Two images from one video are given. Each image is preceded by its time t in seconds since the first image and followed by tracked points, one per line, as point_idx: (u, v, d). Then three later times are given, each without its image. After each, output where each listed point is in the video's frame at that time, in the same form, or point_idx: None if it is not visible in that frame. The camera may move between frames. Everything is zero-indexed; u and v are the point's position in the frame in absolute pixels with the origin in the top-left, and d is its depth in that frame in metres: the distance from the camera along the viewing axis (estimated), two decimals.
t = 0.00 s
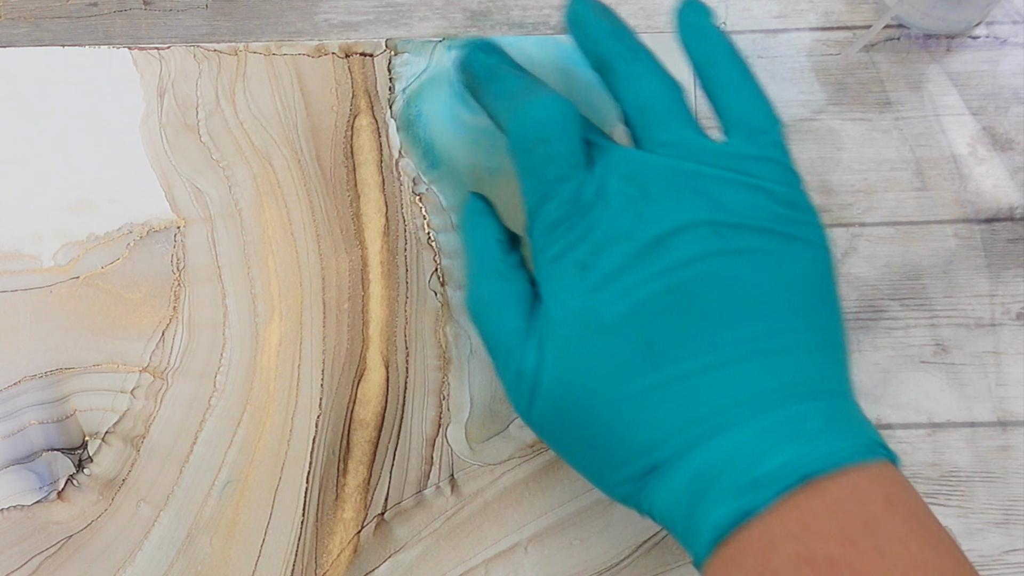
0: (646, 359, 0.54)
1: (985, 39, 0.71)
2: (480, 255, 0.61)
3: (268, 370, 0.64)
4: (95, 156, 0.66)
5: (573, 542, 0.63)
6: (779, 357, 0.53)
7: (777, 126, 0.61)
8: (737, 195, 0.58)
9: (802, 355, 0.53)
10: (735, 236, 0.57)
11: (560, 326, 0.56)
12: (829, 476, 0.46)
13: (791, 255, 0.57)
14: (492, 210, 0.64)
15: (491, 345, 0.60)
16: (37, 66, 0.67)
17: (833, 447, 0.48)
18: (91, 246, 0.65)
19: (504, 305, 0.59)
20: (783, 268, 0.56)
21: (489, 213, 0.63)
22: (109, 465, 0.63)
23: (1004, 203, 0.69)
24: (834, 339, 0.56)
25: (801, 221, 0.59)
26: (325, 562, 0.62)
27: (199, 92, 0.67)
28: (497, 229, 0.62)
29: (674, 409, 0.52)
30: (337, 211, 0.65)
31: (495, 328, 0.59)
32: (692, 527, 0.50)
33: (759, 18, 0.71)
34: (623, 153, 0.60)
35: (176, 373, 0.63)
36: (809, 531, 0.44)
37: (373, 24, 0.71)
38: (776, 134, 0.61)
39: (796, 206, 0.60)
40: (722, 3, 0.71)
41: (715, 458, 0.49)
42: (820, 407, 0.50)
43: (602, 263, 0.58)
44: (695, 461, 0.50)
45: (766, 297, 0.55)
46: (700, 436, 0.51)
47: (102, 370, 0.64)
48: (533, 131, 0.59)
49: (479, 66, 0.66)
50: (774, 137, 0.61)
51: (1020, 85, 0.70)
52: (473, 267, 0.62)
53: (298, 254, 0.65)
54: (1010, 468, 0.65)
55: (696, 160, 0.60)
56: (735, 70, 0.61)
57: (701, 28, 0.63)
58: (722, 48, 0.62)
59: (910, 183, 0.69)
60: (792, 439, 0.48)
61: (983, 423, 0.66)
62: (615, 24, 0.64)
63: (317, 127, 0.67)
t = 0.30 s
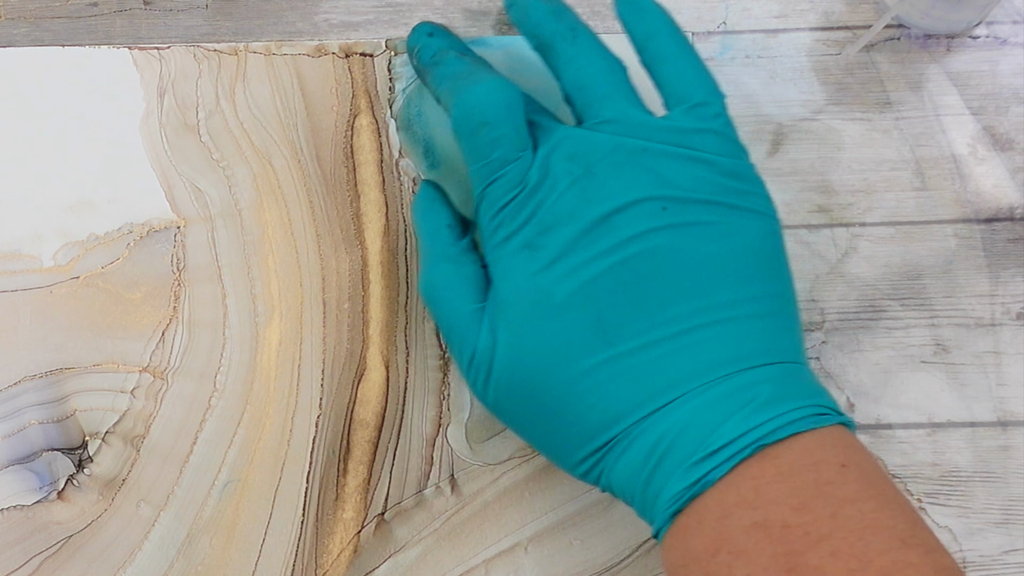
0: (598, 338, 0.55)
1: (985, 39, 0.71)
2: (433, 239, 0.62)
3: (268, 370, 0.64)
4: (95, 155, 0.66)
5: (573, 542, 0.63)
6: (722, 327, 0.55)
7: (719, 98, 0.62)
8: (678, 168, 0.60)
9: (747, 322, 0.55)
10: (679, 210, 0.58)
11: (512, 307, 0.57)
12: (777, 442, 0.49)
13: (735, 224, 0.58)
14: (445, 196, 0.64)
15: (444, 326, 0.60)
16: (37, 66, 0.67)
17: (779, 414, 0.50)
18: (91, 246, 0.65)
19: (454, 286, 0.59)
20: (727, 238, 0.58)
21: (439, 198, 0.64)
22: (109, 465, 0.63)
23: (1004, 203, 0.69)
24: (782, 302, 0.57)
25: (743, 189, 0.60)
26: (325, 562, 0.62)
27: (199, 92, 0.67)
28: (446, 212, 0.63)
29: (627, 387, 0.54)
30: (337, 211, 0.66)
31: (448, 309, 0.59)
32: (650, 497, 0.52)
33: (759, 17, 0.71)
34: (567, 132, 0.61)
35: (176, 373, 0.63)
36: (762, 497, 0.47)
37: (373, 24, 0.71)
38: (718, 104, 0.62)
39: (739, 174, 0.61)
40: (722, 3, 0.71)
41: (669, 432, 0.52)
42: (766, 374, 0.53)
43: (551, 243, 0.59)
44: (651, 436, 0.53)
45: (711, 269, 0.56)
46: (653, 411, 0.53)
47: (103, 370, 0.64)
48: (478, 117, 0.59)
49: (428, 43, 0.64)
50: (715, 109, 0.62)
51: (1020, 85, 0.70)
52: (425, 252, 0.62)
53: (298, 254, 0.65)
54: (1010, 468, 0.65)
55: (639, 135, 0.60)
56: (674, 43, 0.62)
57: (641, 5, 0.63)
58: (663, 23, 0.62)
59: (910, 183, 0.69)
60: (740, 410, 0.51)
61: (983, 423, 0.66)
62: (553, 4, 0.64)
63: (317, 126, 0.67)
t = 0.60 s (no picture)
0: (591, 333, 0.55)
1: (985, 39, 0.71)
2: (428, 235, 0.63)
3: (268, 370, 0.64)
4: (95, 156, 0.66)
5: (573, 542, 0.63)
6: (714, 320, 0.54)
7: (708, 90, 0.62)
8: (668, 161, 0.60)
9: (740, 315, 0.55)
10: (670, 203, 0.58)
11: (504, 303, 0.57)
12: (774, 435, 0.49)
13: (725, 215, 0.59)
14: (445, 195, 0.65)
15: (436, 320, 0.60)
16: (37, 66, 0.67)
17: (773, 406, 0.50)
18: (91, 246, 0.65)
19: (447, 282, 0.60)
20: (717, 230, 0.58)
21: (438, 196, 0.65)
22: (109, 465, 0.63)
23: (1004, 203, 0.69)
24: (774, 293, 0.57)
25: (735, 180, 0.60)
26: (325, 562, 0.62)
27: (199, 92, 0.67)
28: (444, 211, 0.64)
29: (620, 383, 0.54)
30: (337, 211, 0.66)
31: (440, 304, 0.60)
32: (647, 491, 0.52)
33: (759, 17, 0.71)
34: (555, 128, 0.61)
35: (176, 373, 0.63)
36: (760, 492, 0.47)
37: (373, 24, 0.71)
38: (707, 96, 0.62)
39: (729, 166, 0.61)
40: (722, 3, 0.71)
41: (665, 426, 0.52)
42: (760, 366, 0.53)
43: (542, 238, 0.59)
44: (646, 431, 0.53)
45: (702, 261, 0.56)
46: (648, 406, 0.53)
47: (103, 370, 0.64)
48: (464, 112, 0.60)
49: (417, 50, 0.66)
50: (705, 100, 0.61)
51: (1020, 85, 0.70)
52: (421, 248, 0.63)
53: (298, 255, 0.65)
54: (1010, 468, 0.65)
55: (628, 129, 0.60)
56: (661, 35, 0.62)
57: None
58: (649, 16, 0.62)
59: (910, 183, 0.69)
60: (733, 403, 0.51)
61: (983, 423, 0.66)
62: (539, 4, 0.64)
63: (317, 126, 0.67)
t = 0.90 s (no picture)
0: (594, 338, 0.55)
1: (985, 39, 0.71)
2: (436, 236, 0.63)
3: (268, 370, 0.64)
4: (95, 156, 0.66)
5: (574, 542, 0.63)
6: (719, 327, 0.54)
7: (710, 95, 0.62)
8: (671, 166, 0.59)
9: (746, 321, 0.54)
10: (673, 208, 0.58)
11: (507, 307, 0.57)
12: (782, 444, 0.48)
13: (729, 221, 0.58)
14: (455, 194, 0.65)
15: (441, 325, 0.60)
16: (37, 66, 0.67)
17: (781, 414, 0.49)
18: (91, 246, 0.65)
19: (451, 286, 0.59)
20: (721, 236, 0.57)
21: (448, 196, 0.65)
22: (109, 465, 0.63)
23: (1004, 203, 0.69)
24: (779, 301, 0.57)
25: (737, 186, 0.60)
26: (325, 562, 0.62)
27: (199, 92, 0.67)
28: (452, 211, 0.64)
29: (625, 389, 0.54)
30: (337, 212, 0.66)
31: (443, 309, 0.59)
32: (651, 500, 0.51)
33: (759, 17, 0.71)
34: (557, 135, 0.61)
35: (176, 373, 0.63)
36: (766, 503, 0.46)
37: (373, 24, 0.71)
38: (710, 101, 0.62)
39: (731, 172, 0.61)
40: (722, 3, 0.71)
41: (670, 433, 0.51)
42: (767, 372, 0.52)
43: (546, 241, 0.58)
44: (651, 438, 0.52)
45: (707, 266, 0.56)
46: (652, 414, 0.52)
47: (103, 370, 0.64)
48: (467, 117, 0.60)
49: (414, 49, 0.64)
50: (707, 106, 0.62)
51: (1020, 85, 0.70)
52: (428, 250, 0.63)
53: (298, 255, 0.65)
54: (1010, 468, 0.65)
55: (631, 135, 0.60)
56: (662, 42, 0.62)
57: (629, 4, 0.63)
58: (651, 22, 0.62)
59: (910, 183, 0.69)
60: (741, 410, 0.50)
61: (984, 423, 0.66)
62: (540, 9, 0.63)
63: (317, 126, 0.67)
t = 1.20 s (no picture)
0: (593, 338, 0.54)
1: (985, 39, 0.71)
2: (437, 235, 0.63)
3: (268, 370, 0.64)
4: (95, 156, 0.66)
5: (573, 542, 0.63)
6: (720, 331, 0.53)
7: (713, 100, 0.61)
8: (673, 171, 0.59)
9: (746, 326, 0.53)
10: (675, 212, 0.57)
11: (506, 309, 0.56)
12: (781, 447, 0.46)
13: (731, 227, 0.57)
14: (455, 196, 0.65)
15: (441, 323, 0.60)
16: (37, 66, 0.67)
17: (780, 417, 0.48)
18: (91, 246, 0.65)
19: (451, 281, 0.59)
20: (723, 239, 0.56)
21: (449, 197, 0.64)
22: (109, 465, 0.63)
23: (1004, 203, 0.69)
24: (779, 310, 0.56)
25: (739, 192, 0.59)
26: (325, 562, 0.62)
27: (199, 92, 0.67)
28: (454, 212, 0.63)
29: (623, 389, 0.52)
30: (337, 212, 0.66)
31: (443, 307, 0.59)
32: (648, 504, 0.50)
33: (759, 18, 0.71)
34: (560, 137, 0.60)
35: (176, 373, 0.63)
36: (764, 505, 0.44)
37: (373, 25, 0.71)
38: (712, 107, 0.61)
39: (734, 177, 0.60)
40: (722, 3, 0.71)
41: (667, 434, 0.50)
42: (766, 377, 0.51)
43: (546, 244, 0.57)
44: (647, 440, 0.51)
45: (708, 270, 0.55)
46: (650, 416, 0.51)
47: (103, 370, 0.64)
48: (468, 118, 0.58)
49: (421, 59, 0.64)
50: (710, 111, 0.61)
51: (1020, 85, 0.70)
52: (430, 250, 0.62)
53: (298, 255, 0.65)
54: (1010, 468, 0.65)
55: (635, 137, 0.59)
56: (666, 48, 0.61)
57: (631, 10, 0.62)
58: (655, 27, 0.61)
59: (910, 183, 0.69)
60: (740, 412, 0.49)
61: (984, 423, 0.66)
62: (541, 14, 0.63)
63: (317, 127, 0.67)
